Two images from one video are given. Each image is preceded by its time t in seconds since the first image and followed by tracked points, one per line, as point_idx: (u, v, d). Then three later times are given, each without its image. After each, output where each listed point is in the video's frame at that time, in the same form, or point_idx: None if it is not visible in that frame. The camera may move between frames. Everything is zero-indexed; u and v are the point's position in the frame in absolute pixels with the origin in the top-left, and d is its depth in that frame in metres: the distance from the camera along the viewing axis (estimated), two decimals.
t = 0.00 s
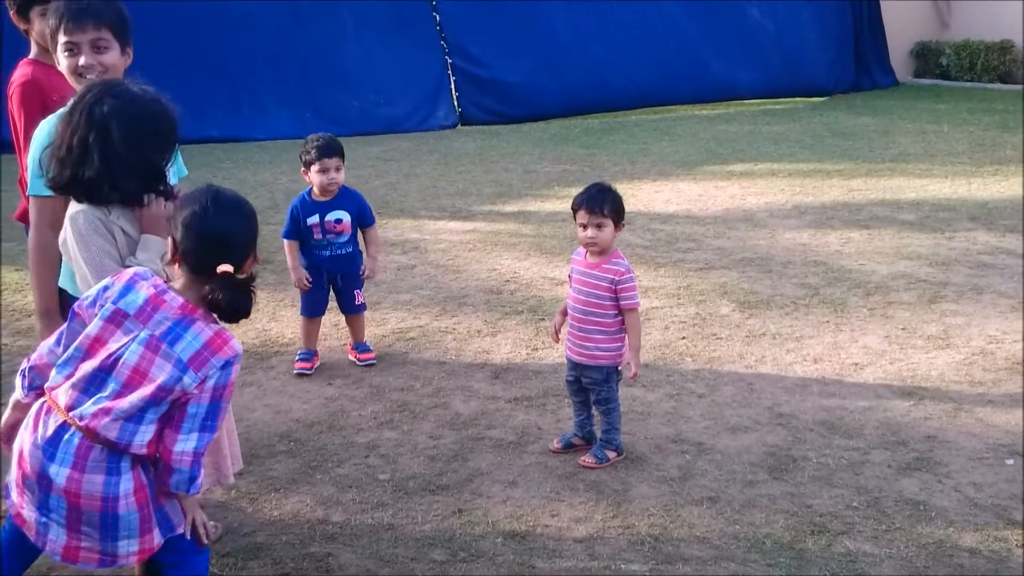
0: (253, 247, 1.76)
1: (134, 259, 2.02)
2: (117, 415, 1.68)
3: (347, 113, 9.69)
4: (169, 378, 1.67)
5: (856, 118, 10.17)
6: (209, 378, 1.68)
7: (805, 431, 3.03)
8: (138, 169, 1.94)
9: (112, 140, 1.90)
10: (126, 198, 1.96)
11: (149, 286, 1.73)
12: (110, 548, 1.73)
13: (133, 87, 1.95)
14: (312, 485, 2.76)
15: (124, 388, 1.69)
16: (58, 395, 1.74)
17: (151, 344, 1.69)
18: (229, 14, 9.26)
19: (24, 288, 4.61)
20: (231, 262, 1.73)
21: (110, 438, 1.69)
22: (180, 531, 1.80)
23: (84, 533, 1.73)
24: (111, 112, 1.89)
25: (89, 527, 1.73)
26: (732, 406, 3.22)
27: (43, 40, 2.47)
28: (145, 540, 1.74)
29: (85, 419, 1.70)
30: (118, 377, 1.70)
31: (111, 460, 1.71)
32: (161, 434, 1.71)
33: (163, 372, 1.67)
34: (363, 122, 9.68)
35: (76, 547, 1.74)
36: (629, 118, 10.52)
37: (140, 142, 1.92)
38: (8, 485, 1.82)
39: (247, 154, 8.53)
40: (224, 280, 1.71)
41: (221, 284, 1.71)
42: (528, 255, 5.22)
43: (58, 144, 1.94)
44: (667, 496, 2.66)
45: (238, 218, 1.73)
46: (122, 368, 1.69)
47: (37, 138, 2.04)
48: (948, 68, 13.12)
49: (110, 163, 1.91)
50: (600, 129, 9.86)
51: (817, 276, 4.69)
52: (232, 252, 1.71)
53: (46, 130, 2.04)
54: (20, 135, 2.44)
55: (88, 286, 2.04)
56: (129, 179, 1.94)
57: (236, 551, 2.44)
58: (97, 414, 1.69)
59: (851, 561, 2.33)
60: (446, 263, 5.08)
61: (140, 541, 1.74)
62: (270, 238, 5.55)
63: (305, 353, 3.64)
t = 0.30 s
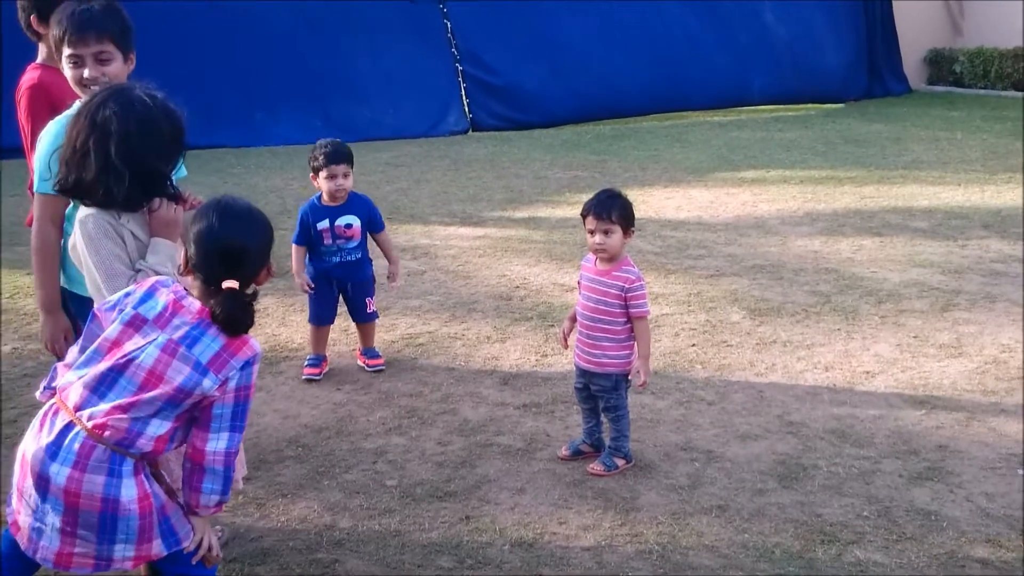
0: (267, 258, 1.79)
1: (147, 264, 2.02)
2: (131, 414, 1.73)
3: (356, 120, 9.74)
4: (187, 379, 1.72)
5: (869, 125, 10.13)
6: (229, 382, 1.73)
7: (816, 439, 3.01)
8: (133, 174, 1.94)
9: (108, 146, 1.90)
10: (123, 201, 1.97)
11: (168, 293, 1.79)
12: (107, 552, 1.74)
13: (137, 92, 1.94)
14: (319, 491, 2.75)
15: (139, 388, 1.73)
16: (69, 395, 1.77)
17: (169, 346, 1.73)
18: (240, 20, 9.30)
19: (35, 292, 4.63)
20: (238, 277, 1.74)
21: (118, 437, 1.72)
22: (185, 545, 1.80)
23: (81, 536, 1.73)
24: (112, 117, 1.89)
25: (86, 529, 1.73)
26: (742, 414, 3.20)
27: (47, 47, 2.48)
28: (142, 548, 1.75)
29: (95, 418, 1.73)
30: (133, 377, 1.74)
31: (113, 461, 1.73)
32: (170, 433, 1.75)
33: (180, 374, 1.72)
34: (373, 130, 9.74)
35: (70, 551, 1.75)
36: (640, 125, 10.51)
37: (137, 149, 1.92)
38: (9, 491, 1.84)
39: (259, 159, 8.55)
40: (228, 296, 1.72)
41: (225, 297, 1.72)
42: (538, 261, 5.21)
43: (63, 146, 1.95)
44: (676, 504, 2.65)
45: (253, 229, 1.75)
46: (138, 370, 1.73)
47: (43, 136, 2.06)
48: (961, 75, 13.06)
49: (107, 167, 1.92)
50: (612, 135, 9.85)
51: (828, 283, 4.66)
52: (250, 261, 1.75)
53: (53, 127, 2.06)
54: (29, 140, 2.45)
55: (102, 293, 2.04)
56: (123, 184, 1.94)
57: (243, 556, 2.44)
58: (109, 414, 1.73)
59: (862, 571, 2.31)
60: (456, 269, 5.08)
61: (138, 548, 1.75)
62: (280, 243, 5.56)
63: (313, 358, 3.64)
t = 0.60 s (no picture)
0: (287, 274, 1.83)
1: (160, 268, 2.05)
2: (147, 412, 1.77)
3: (369, 128, 9.77)
4: (217, 381, 1.77)
5: (885, 135, 10.09)
6: (261, 387, 1.80)
7: (831, 449, 2.99)
8: (128, 177, 1.96)
9: (105, 151, 1.94)
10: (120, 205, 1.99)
11: (197, 302, 1.84)
12: (96, 548, 1.76)
13: (139, 98, 1.96)
14: (333, 497, 2.76)
15: (163, 387, 1.77)
16: (89, 389, 1.81)
17: (200, 349, 1.78)
18: (254, 29, 9.34)
19: (52, 297, 4.66)
20: (247, 296, 1.78)
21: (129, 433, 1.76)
22: (177, 562, 1.81)
23: (72, 529, 1.75)
24: (108, 121, 1.93)
25: (78, 523, 1.75)
26: (756, 423, 3.19)
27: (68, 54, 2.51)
28: (129, 551, 1.77)
29: (111, 412, 1.76)
30: (156, 377, 1.78)
31: (114, 457, 1.75)
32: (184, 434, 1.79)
33: (209, 376, 1.77)
34: (386, 138, 9.78)
35: (58, 546, 1.76)
36: (654, 133, 10.50)
37: (132, 153, 1.94)
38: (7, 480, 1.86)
39: (274, 166, 8.59)
40: (241, 312, 1.76)
41: (246, 322, 1.76)
42: (552, 269, 5.21)
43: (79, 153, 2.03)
44: (689, 512, 2.64)
45: (275, 246, 1.80)
46: (165, 370, 1.77)
47: (60, 146, 2.15)
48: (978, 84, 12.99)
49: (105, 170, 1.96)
50: (626, 144, 9.85)
51: (844, 292, 4.64)
52: (272, 277, 1.79)
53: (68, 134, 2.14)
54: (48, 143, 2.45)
55: (113, 297, 2.06)
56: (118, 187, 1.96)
57: (256, 560, 2.44)
58: (122, 410, 1.76)
59: None
60: (470, 277, 5.08)
61: (126, 550, 1.76)
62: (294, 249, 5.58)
63: (327, 365, 3.66)
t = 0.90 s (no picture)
0: (305, 288, 1.81)
1: (175, 279, 2.06)
2: (161, 423, 1.78)
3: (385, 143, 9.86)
4: (235, 394, 1.79)
5: (905, 149, 10.03)
6: (279, 400, 1.83)
7: (851, 463, 2.97)
8: (139, 188, 2.04)
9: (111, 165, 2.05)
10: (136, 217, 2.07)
11: (216, 317, 1.85)
12: (119, 550, 1.78)
13: (133, 111, 2.06)
14: (351, 507, 2.76)
15: (181, 398, 1.79)
16: (110, 399, 1.83)
17: (218, 363, 1.80)
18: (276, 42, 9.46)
19: (74, 307, 4.70)
20: (263, 310, 1.78)
21: (147, 442, 1.77)
22: (201, 564, 1.83)
23: (95, 532, 1.77)
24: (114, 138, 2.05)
25: (100, 527, 1.77)
26: (776, 437, 3.17)
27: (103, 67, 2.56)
28: (151, 554, 1.79)
29: (129, 421, 1.78)
30: (174, 390, 1.79)
31: (131, 465, 1.76)
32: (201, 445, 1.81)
33: (227, 389, 1.79)
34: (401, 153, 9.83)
35: (83, 548, 1.78)
36: (673, 146, 10.49)
37: (137, 164, 2.03)
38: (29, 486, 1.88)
39: (294, 178, 8.64)
40: (257, 327, 1.78)
41: (259, 333, 1.78)
42: (570, 281, 5.22)
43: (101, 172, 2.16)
44: (708, 526, 2.63)
45: (290, 260, 1.79)
46: (184, 382, 1.79)
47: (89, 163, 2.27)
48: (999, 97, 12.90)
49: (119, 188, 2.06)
50: (645, 157, 9.85)
51: (864, 307, 4.62)
52: (286, 294, 1.78)
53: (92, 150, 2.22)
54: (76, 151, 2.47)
55: (129, 305, 2.08)
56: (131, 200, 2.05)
57: (274, 569, 2.45)
58: (138, 421, 1.77)
59: None
60: (488, 288, 5.09)
61: (148, 553, 1.79)
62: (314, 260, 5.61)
63: (346, 375, 3.67)
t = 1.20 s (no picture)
0: (318, 300, 1.82)
1: (187, 291, 2.07)
2: (187, 432, 1.80)
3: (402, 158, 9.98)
4: (258, 402, 1.81)
5: (926, 163, 9.98)
6: (303, 407, 1.84)
7: (872, 479, 2.95)
8: (155, 201, 2.07)
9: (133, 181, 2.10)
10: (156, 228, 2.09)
11: (238, 329, 1.87)
12: (148, 556, 1.79)
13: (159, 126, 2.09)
14: (371, 518, 2.77)
15: (204, 408, 1.80)
16: (136, 409, 1.85)
17: (241, 373, 1.81)
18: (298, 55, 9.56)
19: (97, 317, 4.75)
20: (275, 324, 1.78)
21: (174, 450, 1.79)
22: (230, 568, 1.84)
23: (124, 539, 1.79)
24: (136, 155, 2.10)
25: (130, 534, 1.78)
26: (796, 452, 3.16)
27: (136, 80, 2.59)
28: (179, 559, 1.80)
29: (156, 430, 1.80)
30: (198, 401, 1.81)
31: (157, 474, 1.77)
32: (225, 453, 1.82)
33: (249, 398, 1.80)
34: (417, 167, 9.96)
35: (114, 556, 1.80)
36: (691, 160, 10.48)
37: (153, 178, 2.07)
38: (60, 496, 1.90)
39: (314, 190, 8.69)
40: (268, 342, 1.79)
41: (269, 347, 1.79)
42: (589, 295, 5.22)
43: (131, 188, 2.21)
44: (728, 541, 2.62)
45: (304, 270, 1.81)
46: (207, 392, 1.80)
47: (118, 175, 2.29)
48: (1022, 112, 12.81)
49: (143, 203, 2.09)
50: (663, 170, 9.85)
51: (885, 321, 4.59)
52: (300, 305, 1.78)
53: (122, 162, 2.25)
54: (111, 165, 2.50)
55: (147, 314, 2.13)
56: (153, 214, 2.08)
57: None
58: (164, 430, 1.79)
59: None
60: (507, 301, 5.10)
61: (176, 559, 1.79)
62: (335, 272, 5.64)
63: (366, 387, 3.69)
